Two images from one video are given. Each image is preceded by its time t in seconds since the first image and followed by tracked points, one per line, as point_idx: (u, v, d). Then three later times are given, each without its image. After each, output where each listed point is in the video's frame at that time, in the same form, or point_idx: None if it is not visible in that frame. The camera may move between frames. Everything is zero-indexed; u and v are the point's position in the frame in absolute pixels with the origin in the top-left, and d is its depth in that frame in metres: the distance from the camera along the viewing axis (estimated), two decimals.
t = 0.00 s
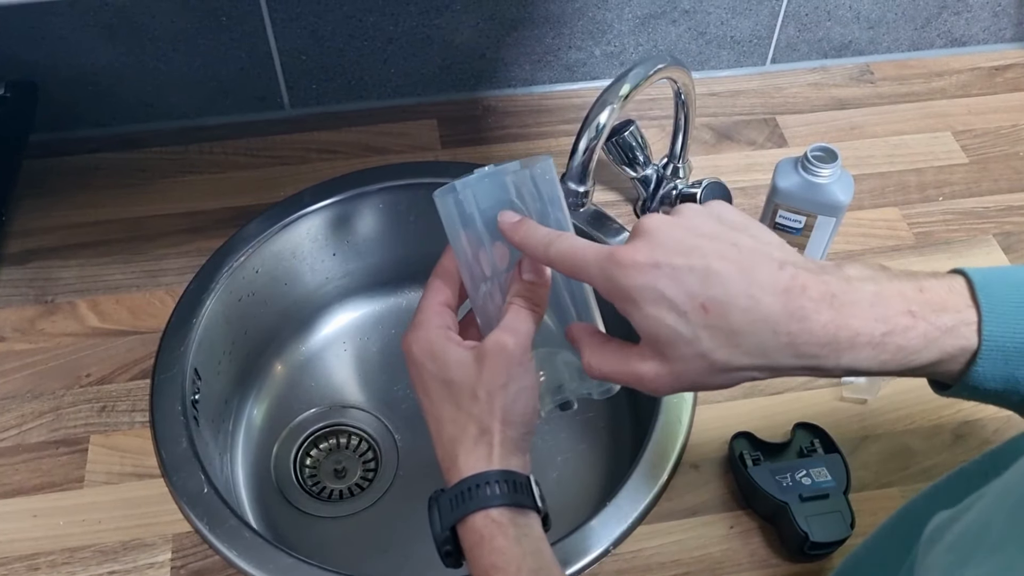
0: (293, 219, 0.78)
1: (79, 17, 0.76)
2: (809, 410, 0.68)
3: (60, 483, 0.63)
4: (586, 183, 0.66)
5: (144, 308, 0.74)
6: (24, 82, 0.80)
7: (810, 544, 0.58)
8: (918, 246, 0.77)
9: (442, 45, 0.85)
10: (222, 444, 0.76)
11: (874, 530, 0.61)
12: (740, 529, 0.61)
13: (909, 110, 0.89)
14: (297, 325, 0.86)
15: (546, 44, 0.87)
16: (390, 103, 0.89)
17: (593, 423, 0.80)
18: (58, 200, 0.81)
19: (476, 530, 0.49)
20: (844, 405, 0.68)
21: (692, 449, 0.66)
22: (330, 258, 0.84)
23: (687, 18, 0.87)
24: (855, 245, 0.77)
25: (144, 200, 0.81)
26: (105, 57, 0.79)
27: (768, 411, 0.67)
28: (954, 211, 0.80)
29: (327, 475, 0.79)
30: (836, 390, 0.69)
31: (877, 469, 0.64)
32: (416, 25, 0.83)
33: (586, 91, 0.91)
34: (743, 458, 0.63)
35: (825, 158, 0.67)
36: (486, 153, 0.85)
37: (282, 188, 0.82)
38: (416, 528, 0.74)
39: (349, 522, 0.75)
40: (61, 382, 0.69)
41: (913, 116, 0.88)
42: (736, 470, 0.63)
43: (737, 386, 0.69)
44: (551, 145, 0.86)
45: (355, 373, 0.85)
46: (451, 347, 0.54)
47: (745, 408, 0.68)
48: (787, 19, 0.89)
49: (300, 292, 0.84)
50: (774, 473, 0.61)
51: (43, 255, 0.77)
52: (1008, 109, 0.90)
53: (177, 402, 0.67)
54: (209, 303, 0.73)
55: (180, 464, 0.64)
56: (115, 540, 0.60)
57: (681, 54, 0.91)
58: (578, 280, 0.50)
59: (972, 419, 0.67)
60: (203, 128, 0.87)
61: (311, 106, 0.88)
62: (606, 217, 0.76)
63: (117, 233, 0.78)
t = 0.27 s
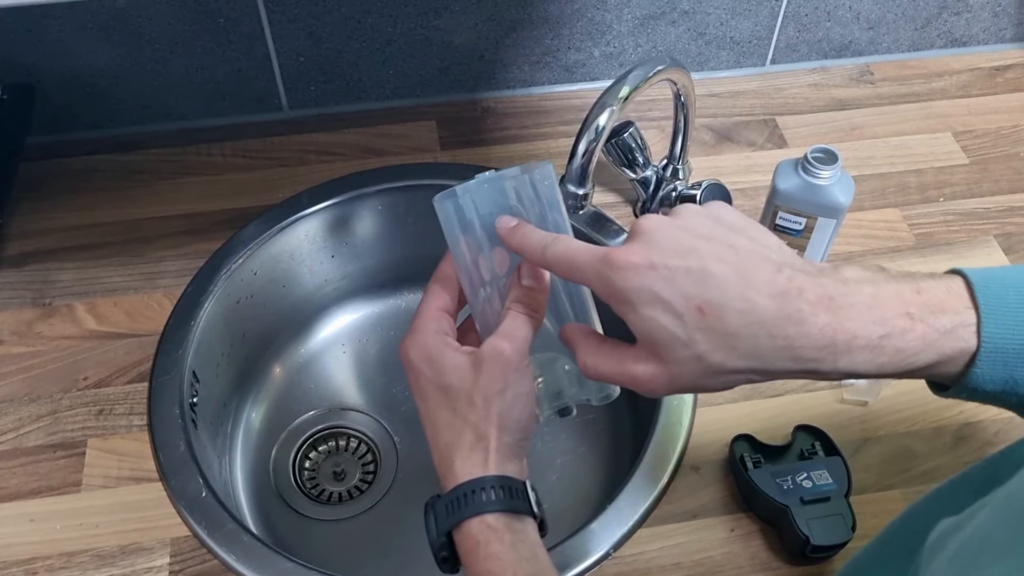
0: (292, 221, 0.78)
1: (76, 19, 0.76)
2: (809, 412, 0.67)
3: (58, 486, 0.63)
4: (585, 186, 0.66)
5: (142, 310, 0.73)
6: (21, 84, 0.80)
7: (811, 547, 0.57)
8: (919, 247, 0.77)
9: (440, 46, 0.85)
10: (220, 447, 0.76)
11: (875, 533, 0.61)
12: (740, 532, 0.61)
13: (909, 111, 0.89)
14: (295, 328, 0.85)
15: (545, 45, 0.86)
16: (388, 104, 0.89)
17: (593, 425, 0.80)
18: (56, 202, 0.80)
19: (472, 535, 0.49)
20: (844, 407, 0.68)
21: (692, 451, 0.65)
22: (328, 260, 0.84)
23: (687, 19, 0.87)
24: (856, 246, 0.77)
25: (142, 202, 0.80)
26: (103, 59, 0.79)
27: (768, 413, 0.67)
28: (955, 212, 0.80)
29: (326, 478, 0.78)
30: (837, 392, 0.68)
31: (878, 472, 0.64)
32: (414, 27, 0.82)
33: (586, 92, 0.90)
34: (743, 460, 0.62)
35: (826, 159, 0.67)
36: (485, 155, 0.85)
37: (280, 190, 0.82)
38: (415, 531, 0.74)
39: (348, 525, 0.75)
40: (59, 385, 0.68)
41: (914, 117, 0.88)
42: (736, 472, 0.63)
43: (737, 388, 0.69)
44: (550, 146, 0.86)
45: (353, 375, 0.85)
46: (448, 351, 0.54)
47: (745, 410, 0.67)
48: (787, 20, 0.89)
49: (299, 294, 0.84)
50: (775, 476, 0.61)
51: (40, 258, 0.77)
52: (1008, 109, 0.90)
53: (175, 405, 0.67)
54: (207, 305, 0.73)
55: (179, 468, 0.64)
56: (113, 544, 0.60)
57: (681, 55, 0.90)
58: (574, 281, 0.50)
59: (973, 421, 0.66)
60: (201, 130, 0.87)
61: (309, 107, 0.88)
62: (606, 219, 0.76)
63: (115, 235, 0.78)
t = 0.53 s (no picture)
0: (291, 221, 0.78)
1: (75, 18, 0.75)
2: (811, 411, 0.67)
3: (58, 487, 0.63)
4: (586, 185, 0.65)
5: (142, 311, 0.73)
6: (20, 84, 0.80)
7: (814, 547, 0.57)
8: (920, 246, 0.77)
9: (440, 46, 0.84)
10: (220, 448, 0.76)
11: (877, 532, 0.61)
12: (742, 532, 0.61)
13: (910, 109, 0.89)
14: (296, 328, 0.85)
15: (545, 44, 0.86)
16: (388, 103, 0.89)
17: (594, 425, 0.80)
18: (55, 202, 0.80)
19: (474, 535, 0.49)
20: (846, 406, 0.67)
21: (694, 451, 0.65)
22: (328, 260, 0.84)
23: (687, 18, 0.87)
24: (857, 245, 0.77)
25: (141, 202, 0.80)
26: (102, 59, 0.79)
27: (770, 412, 0.67)
28: (956, 211, 0.80)
29: (327, 478, 0.78)
30: (838, 391, 0.68)
31: (879, 471, 0.64)
32: (414, 26, 0.82)
33: (586, 91, 0.90)
34: (745, 460, 0.62)
35: (827, 159, 0.67)
36: (485, 154, 0.85)
37: (280, 190, 0.82)
38: (416, 531, 0.73)
39: (349, 525, 0.74)
40: (59, 385, 0.68)
41: (914, 116, 0.88)
42: (737, 472, 0.63)
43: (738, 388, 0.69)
44: (550, 145, 0.85)
45: (354, 375, 0.85)
46: (449, 351, 0.53)
47: (746, 409, 0.67)
48: (787, 19, 0.89)
49: (299, 294, 0.84)
50: (777, 476, 0.61)
51: (39, 258, 0.76)
52: (1009, 108, 0.90)
53: (175, 405, 0.66)
54: (207, 305, 0.73)
55: (179, 468, 0.63)
56: (113, 545, 0.60)
57: (681, 54, 0.90)
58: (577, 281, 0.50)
59: (975, 420, 0.66)
60: (200, 130, 0.86)
61: (309, 107, 0.88)
62: (607, 218, 0.76)
63: (114, 235, 0.78)
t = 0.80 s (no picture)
0: (292, 219, 0.78)
1: (76, 17, 0.76)
2: (810, 408, 0.67)
3: (60, 484, 0.63)
4: (587, 181, 0.66)
5: (143, 309, 0.73)
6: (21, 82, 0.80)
7: (814, 543, 0.58)
8: (920, 244, 0.77)
9: (441, 44, 0.85)
10: (221, 446, 0.76)
11: (877, 528, 0.61)
12: (742, 528, 0.61)
13: (909, 107, 0.89)
14: (296, 327, 0.85)
15: (545, 42, 0.86)
16: (389, 102, 0.89)
17: (594, 422, 0.80)
18: (57, 200, 0.80)
19: (475, 530, 0.49)
20: (846, 403, 0.68)
21: (693, 448, 0.65)
22: (329, 258, 0.84)
23: (687, 16, 0.87)
24: (856, 243, 0.77)
25: (142, 201, 0.80)
26: (103, 57, 0.79)
27: (770, 409, 0.67)
28: (955, 208, 0.80)
29: (327, 476, 0.78)
30: (838, 388, 0.68)
31: (879, 467, 0.64)
32: (414, 24, 0.82)
33: (586, 89, 0.90)
34: (745, 457, 0.62)
35: (826, 156, 0.67)
36: (485, 152, 0.85)
37: (281, 188, 0.82)
38: (417, 529, 0.74)
39: (350, 522, 0.75)
40: (60, 383, 0.68)
41: (913, 113, 0.88)
42: (738, 468, 0.63)
43: (738, 385, 0.69)
44: (550, 143, 0.86)
45: (354, 373, 0.85)
46: (450, 347, 0.53)
47: (746, 406, 0.67)
48: (786, 17, 0.89)
49: (299, 292, 0.84)
50: (777, 472, 0.61)
51: (40, 257, 0.76)
52: (1008, 106, 0.90)
53: (176, 402, 0.66)
54: (208, 303, 0.73)
55: (180, 465, 0.63)
56: (115, 542, 0.60)
57: (681, 52, 0.90)
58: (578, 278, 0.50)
59: (974, 416, 0.67)
60: (201, 129, 0.86)
61: (310, 105, 0.88)
62: (607, 216, 0.76)
63: (115, 233, 0.78)
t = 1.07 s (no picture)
0: (290, 219, 0.78)
1: (75, 18, 0.76)
2: (808, 407, 0.67)
3: (59, 484, 0.63)
4: (585, 183, 0.64)
5: (142, 309, 0.74)
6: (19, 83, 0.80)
7: (811, 541, 0.58)
8: (917, 243, 0.77)
9: (439, 45, 0.85)
10: (220, 445, 0.76)
11: (874, 527, 0.61)
12: (740, 527, 0.61)
13: (907, 106, 0.89)
14: (295, 327, 0.85)
15: (543, 42, 0.86)
16: (388, 102, 0.89)
17: (593, 422, 0.80)
18: (56, 201, 0.81)
19: (468, 539, 0.49)
20: (844, 401, 0.68)
21: (692, 447, 0.66)
22: (328, 258, 0.84)
23: (685, 16, 0.87)
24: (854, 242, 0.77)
25: (141, 201, 0.81)
26: (101, 58, 0.79)
27: (768, 408, 0.67)
28: (953, 207, 0.80)
29: (326, 476, 0.79)
30: (836, 387, 0.69)
31: (877, 466, 0.64)
32: (412, 25, 0.82)
33: (584, 89, 0.90)
34: (743, 456, 0.63)
35: (823, 155, 0.68)
36: (483, 152, 0.85)
37: (280, 188, 0.82)
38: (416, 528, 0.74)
39: (348, 522, 0.75)
40: (59, 384, 0.69)
41: (911, 113, 0.88)
42: (735, 467, 0.63)
43: (736, 384, 0.69)
44: (549, 143, 0.86)
45: (353, 373, 0.85)
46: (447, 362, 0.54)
47: (744, 405, 0.68)
48: (783, 17, 0.89)
49: (298, 292, 0.84)
50: (774, 470, 0.61)
51: (40, 257, 0.77)
52: (1005, 105, 0.90)
53: (175, 402, 0.67)
54: (207, 303, 0.73)
55: (179, 466, 0.64)
56: (115, 542, 0.60)
57: (679, 52, 0.90)
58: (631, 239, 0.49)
59: (972, 415, 0.67)
60: (200, 129, 0.87)
61: (308, 106, 0.88)
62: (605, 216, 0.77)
63: (114, 234, 0.78)
